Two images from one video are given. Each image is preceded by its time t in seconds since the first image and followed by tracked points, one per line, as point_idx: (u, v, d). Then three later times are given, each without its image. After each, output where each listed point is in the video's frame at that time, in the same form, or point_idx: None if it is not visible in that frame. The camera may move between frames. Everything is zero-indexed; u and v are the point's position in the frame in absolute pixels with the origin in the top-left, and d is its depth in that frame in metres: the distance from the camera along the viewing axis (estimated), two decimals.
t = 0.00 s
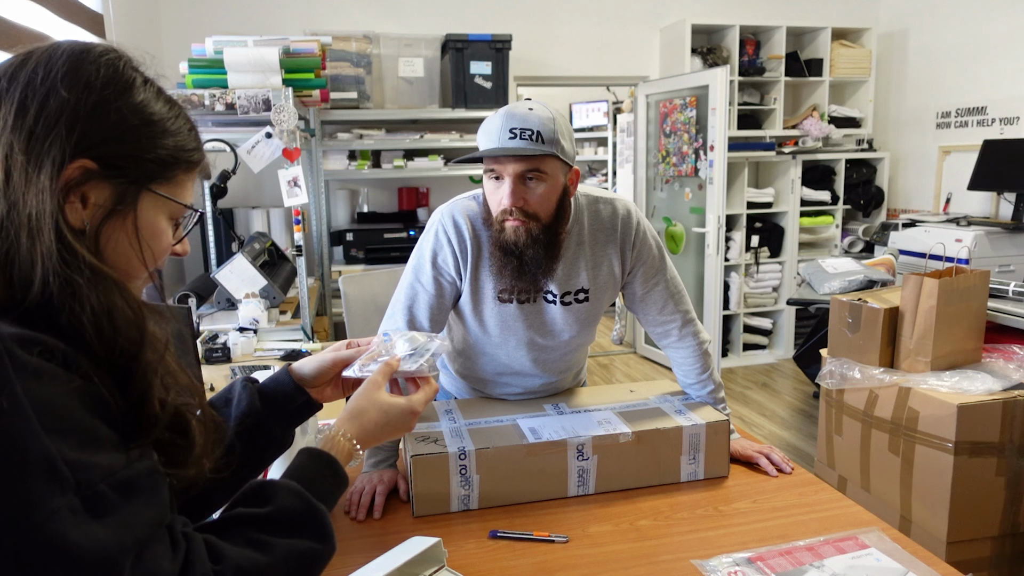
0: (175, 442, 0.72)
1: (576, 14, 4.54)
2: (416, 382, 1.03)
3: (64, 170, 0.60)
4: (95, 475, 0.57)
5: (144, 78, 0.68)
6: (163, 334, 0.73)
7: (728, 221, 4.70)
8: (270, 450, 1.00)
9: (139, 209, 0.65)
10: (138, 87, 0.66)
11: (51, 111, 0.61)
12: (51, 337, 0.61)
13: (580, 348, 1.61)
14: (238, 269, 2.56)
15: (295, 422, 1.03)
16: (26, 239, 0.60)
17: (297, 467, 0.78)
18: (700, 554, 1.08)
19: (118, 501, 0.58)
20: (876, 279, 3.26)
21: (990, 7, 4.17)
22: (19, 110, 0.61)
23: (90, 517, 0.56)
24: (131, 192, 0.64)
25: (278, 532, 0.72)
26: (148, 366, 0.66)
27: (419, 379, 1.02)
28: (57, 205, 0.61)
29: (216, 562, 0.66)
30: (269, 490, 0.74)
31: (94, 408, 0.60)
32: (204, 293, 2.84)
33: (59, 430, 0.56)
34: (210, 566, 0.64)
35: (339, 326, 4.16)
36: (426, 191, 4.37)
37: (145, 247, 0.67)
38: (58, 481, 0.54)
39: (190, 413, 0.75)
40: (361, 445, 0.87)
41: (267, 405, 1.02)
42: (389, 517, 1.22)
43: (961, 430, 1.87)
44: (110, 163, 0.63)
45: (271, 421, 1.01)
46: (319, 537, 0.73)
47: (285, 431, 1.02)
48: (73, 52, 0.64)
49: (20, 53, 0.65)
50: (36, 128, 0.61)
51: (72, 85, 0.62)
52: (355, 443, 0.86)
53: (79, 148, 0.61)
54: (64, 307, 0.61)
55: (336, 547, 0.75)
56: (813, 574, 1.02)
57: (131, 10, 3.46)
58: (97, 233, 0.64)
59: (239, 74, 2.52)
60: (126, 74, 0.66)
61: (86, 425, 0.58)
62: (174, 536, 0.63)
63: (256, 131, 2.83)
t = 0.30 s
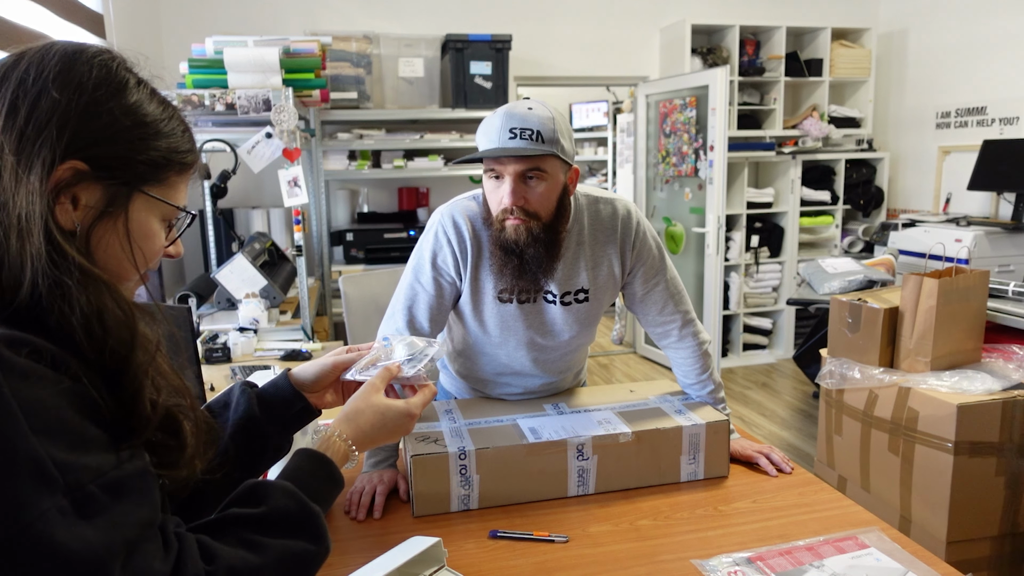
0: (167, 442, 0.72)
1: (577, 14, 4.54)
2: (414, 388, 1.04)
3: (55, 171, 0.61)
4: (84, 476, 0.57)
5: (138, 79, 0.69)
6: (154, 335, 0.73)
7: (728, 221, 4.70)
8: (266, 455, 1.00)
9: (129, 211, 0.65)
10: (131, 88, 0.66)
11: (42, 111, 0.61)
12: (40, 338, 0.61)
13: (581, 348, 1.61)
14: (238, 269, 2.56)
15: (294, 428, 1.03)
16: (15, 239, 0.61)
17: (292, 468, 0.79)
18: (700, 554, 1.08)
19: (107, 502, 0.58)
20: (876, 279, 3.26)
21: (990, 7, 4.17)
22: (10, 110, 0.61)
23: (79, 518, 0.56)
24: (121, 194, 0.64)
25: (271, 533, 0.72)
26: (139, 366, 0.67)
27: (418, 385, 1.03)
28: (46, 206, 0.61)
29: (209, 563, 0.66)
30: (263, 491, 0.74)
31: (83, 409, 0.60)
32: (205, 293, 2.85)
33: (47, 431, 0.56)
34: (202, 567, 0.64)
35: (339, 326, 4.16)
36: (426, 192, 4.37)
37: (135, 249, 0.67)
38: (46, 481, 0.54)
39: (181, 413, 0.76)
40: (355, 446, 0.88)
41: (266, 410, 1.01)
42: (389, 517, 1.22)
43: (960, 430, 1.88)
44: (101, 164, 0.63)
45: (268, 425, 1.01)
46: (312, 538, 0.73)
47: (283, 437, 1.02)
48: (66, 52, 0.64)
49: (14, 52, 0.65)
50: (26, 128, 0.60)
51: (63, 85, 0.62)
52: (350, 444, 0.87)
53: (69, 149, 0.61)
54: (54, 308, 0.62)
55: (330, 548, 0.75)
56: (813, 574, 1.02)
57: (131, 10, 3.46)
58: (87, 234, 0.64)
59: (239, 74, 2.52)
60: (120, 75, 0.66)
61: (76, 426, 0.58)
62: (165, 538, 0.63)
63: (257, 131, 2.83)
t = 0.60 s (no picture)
0: (165, 445, 0.72)
1: (576, 14, 4.54)
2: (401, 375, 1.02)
3: (46, 177, 0.60)
4: (79, 479, 0.57)
5: (137, 81, 0.68)
6: (149, 339, 0.73)
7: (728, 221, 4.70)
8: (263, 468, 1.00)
9: (123, 217, 0.65)
10: (130, 90, 0.66)
11: (35, 117, 0.61)
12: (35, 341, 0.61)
13: (581, 348, 1.61)
14: (238, 269, 2.56)
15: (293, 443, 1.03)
16: (7, 245, 0.61)
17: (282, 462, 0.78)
18: (700, 554, 1.08)
19: (102, 505, 0.58)
20: (876, 279, 3.26)
21: (990, 7, 4.17)
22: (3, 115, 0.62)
23: (75, 521, 0.56)
24: (116, 200, 0.64)
25: (264, 527, 0.72)
26: (133, 371, 0.66)
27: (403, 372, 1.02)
28: (37, 212, 0.61)
29: (205, 561, 0.66)
30: (254, 486, 0.74)
31: (76, 413, 0.60)
32: (205, 293, 2.85)
33: (41, 435, 0.56)
34: (200, 565, 0.65)
35: (339, 326, 4.16)
36: (426, 192, 4.38)
37: (130, 256, 0.67)
38: (40, 485, 0.54)
39: (181, 414, 0.76)
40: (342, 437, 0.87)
41: (267, 425, 1.01)
42: (390, 517, 1.22)
43: (960, 430, 1.88)
44: (94, 170, 0.63)
45: (266, 439, 1.00)
46: (306, 530, 0.73)
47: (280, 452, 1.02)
48: (64, 52, 0.64)
49: (12, 52, 0.65)
50: (19, 134, 0.60)
51: (56, 90, 0.62)
52: (336, 436, 0.86)
53: (61, 155, 0.61)
54: (45, 314, 0.62)
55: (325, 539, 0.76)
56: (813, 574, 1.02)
57: (131, 10, 3.46)
58: (80, 239, 0.64)
59: (239, 74, 2.52)
60: (118, 76, 0.66)
61: (70, 430, 0.58)
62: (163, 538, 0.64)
63: (257, 131, 2.83)
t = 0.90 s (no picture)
0: (175, 448, 0.72)
1: (576, 14, 4.54)
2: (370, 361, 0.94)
3: (53, 182, 0.60)
4: (90, 480, 0.57)
5: (144, 82, 0.68)
6: (156, 343, 0.73)
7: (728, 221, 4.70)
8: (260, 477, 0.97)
9: (131, 221, 0.65)
10: (137, 92, 0.66)
11: (40, 121, 0.60)
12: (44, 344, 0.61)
13: (580, 348, 1.61)
14: (239, 269, 2.56)
15: (289, 457, 1.01)
16: (14, 250, 0.61)
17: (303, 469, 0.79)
18: (700, 554, 1.08)
19: (113, 505, 0.58)
20: (876, 279, 3.26)
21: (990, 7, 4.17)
22: (8, 119, 0.61)
23: (86, 520, 0.56)
24: (123, 204, 0.64)
25: (284, 526, 0.73)
26: (141, 375, 0.67)
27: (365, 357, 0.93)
28: (44, 217, 0.61)
29: (225, 552, 0.67)
30: (274, 488, 0.75)
31: (85, 416, 0.60)
32: (205, 293, 2.85)
33: (50, 436, 0.56)
34: (220, 556, 0.66)
35: (339, 326, 4.16)
36: (427, 192, 4.38)
37: (137, 259, 0.67)
38: (51, 487, 0.54)
39: (189, 415, 0.76)
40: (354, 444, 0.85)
41: (265, 438, 0.99)
42: (390, 517, 1.22)
43: (960, 430, 1.88)
44: (101, 175, 0.62)
45: (264, 451, 0.98)
46: (324, 529, 0.74)
47: (275, 465, 0.99)
48: (69, 54, 0.64)
49: (16, 54, 0.64)
50: (25, 139, 0.60)
51: (62, 94, 0.61)
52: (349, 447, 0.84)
53: (67, 160, 0.61)
54: (52, 320, 0.62)
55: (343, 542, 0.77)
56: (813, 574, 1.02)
57: (131, 10, 3.46)
58: (87, 243, 0.64)
59: (239, 74, 2.52)
60: (125, 78, 0.66)
61: (80, 431, 0.58)
62: (178, 531, 0.64)
63: (257, 131, 2.84)
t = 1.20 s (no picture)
0: (183, 444, 0.72)
1: (576, 14, 4.54)
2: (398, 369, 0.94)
3: (76, 176, 0.60)
4: (107, 473, 0.57)
5: (157, 84, 0.69)
6: (171, 339, 0.73)
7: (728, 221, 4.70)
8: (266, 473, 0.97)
9: (147, 216, 0.66)
10: (152, 93, 0.66)
11: (64, 117, 0.61)
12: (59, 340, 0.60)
13: (580, 348, 1.61)
14: (238, 269, 2.55)
15: (290, 457, 1.02)
16: (38, 243, 0.60)
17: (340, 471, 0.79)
18: (701, 554, 1.08)
19: (130, 498, 0.58)
20: (876, 279, 3.27)
21: (990, 7, 4.17)
22: (32, 115, 0.61)
23: (102, 514, 0.56)
24: (140, 199, 0.65)
25: (316, 524, 0.73)
26: (157, 370, 0.67)
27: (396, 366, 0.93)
28: (67, 210, 0.61)
29: (254, 545, 0.67)
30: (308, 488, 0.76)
31: (101, 409, 0.60)
32: (205, 292, 2.86)
33: (70, 430, 0.56)
34: (247, 548, 0.66)
35: (339, 326, 4.16)
36: (426, 192, 4.38)
37: (152, 252, 0.68)
38: (68, 480, 0.54)
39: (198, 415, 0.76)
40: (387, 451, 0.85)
41: (267, 435, 1.00)
42: (390, 517, 1.22)
43: (961, 430, 1.88)
44: (121, 170, 0.63)
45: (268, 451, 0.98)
46: (357, 527, 0.74)
47: (277, 465, 0.99)
48: (87, 56, 0.64)
49: (32, 56, 0.65)
50: (48, 134, 0.60)
51: (86, 91, 0.62)
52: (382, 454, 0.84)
53: (90, 155, 0.61)
54: (74, 313, 0.61)
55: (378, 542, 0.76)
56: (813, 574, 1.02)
57: (131, 10, 3.47)
58: (105, 237, 0.64)
59: (239, 74, 2.52)
60: (140, 80, 0.66)
61: (97, 426, 0.58)
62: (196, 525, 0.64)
63: (257, 131, 2.84)
